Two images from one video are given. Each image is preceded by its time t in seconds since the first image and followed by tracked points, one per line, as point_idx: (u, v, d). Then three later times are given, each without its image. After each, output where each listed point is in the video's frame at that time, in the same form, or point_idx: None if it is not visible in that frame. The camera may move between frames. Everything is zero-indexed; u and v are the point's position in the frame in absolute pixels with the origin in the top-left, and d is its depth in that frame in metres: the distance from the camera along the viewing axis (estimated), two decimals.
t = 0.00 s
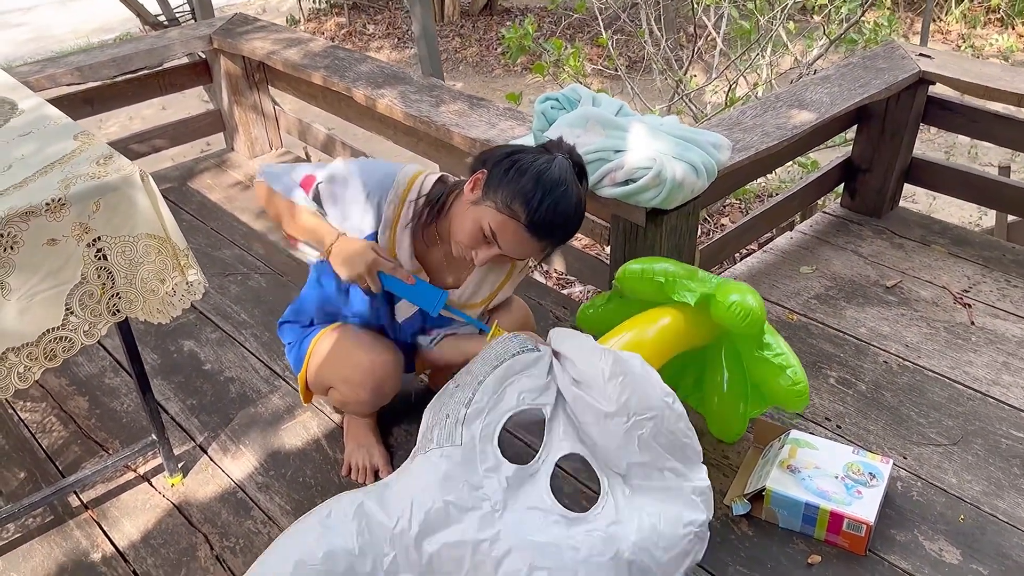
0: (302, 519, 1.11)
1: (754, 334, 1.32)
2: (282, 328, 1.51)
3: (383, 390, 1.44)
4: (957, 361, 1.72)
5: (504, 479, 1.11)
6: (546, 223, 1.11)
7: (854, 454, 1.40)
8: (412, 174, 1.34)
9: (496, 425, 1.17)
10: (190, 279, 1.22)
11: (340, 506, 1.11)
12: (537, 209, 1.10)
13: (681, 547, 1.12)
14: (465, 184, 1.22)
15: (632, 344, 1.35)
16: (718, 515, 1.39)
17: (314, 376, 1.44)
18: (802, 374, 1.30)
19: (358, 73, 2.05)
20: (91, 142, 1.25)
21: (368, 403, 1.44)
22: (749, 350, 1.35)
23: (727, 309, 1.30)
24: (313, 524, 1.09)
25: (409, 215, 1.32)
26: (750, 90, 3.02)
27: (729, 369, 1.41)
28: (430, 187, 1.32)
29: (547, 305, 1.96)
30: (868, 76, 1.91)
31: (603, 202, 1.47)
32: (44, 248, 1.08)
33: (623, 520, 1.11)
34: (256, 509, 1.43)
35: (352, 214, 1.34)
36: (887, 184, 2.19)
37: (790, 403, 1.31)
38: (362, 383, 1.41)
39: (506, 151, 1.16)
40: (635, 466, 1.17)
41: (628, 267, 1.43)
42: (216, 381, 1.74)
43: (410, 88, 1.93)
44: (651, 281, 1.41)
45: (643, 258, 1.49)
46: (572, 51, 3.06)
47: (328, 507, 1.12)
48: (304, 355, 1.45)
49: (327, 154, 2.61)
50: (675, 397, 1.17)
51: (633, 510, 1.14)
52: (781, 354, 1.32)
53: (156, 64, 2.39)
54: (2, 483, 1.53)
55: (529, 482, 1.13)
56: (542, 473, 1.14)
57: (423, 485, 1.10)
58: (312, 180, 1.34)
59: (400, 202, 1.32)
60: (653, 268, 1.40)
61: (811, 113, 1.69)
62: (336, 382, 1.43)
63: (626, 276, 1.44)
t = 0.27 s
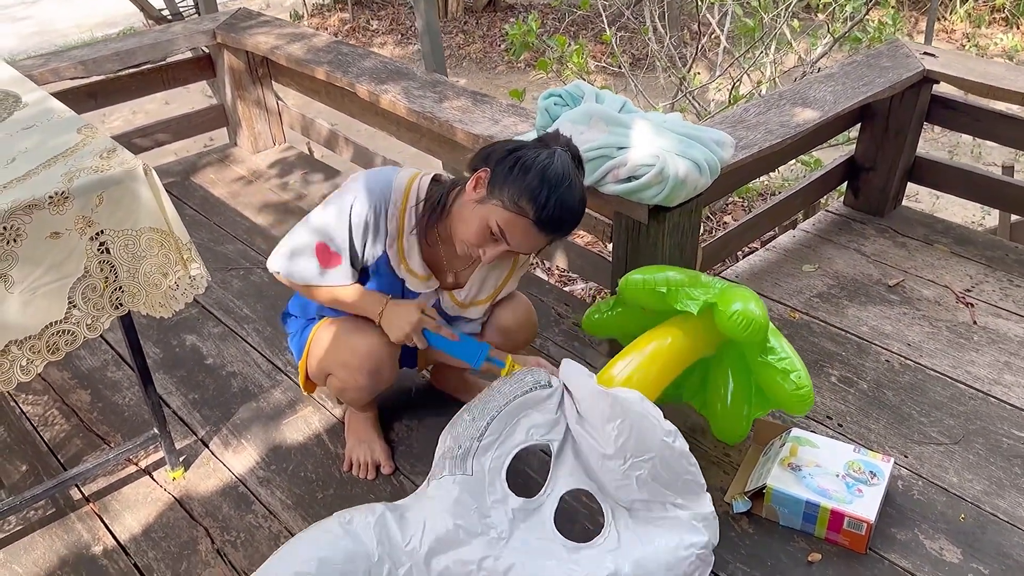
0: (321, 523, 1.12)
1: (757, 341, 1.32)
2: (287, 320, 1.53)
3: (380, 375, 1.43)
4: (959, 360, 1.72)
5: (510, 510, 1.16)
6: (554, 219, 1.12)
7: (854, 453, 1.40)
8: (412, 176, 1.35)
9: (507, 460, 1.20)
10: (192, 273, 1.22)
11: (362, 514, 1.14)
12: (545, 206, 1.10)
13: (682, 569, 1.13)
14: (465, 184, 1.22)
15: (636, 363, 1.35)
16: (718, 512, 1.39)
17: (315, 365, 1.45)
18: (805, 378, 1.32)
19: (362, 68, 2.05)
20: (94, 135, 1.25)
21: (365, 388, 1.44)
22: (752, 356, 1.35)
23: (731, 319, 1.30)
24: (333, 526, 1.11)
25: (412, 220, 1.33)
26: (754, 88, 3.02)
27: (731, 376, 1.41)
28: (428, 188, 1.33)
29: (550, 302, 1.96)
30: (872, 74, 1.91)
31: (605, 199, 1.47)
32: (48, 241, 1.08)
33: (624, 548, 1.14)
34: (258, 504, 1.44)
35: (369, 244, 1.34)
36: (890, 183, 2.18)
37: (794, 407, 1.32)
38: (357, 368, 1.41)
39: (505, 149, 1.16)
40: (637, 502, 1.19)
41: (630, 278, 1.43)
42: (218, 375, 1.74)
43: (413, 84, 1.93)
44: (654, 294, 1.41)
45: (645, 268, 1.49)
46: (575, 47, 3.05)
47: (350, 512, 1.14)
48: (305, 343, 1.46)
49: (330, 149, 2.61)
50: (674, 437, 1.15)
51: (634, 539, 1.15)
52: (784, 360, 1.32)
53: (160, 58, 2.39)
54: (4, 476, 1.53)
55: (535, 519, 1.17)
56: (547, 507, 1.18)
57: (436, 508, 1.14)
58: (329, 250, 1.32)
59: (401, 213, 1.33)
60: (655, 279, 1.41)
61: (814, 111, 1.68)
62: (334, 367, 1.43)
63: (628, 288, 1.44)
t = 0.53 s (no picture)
0: (299, 504, 1.13)
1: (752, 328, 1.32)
2: (286, 320, 1.52)
3: (388, 380, 1.43)
4: (960, 359, 1.72)
5: (492, 467, 1.13)
6: (546, 212, 1.11)
7: (853, 452, 1.40)
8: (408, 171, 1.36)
9: (488, 409, 1.17)
10: (191, 269, 1.22)
11: (338, 491, 1.13)
12: (536, 199, 1.10)
13: (667, 534, 1.13)
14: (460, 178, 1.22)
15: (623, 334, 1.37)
16: (717, 510, 1.39)
17: (318, 366, 1.44)
18: (799, 374, 1.31)
19: (363, 65, 2.05)
20: (94, 131, 1.24)
21: (372, 392, 1.44)
22: (747, 348, 1.35)
23: (725, 301, 1.30)
24: (311, 508, 1.11)
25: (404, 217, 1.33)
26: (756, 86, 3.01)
27: (729, 374, 1.40)
28: (425, 183, 1.34)
29: (550, 299, 1.96)
30: (874, 73, 1.91)
31: (605, 196, 1.47)
32: (47, 236, 1.08)
33: (609, 506, 1.13)
34: (257, 500, 1.44)
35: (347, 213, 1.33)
36: (892, 181, 2.18)
37: (788, 403, 1.32)
38: (366, 373, 1.40)
39: (498, 142, 1.16)
40: (625, 448, 1.18)
41: (628, 258, 1.43)
42: (217, 371, 1.74)
43: (414, 80, 1.93)
44: (650, 272, 1.41)
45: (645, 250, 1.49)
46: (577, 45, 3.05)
47: (326, 490, 1.14)
48: (308, 344, 1.45)
49: (331, 146, 2.61)
50: (667, 378, 1.18)
51: (621, 492, 1.15)
52: (779, 356, 1.32)
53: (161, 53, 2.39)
54: (3, 471, 1.53)
55: (519, 473, 1.14)
56: (531, 460, 1.15)
57: (412, 475, 1.13)
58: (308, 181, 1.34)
59: (394, 202, 1.34)
60: (653, 260, 1.40)
61: (816, 109, 1.68)
62: (340, 370, 1.42)
63: (625, 268, 1.44)
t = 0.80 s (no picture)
0: (315, 509, 1.11)
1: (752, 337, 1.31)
2: (287, 313, 1.52)
3: (381, 368, 1.43)
4: (958, 359, 1.71)
5: (501, 502, 1.13)
6: (543, 210, 1.11)
7: (851, 453, 1.40)
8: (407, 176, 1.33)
9: (500, 449, 1.17)
10: (189, 266, 1.22)
11: (355, 503, 1.13)
12: (534, 197, 1.10)
13: (668, 568, 1.11)
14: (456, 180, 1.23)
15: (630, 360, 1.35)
16: (715, 509, 1.39)
17: (313, 358, 1.45)
18: (800, 381, 1.31)
19: (362, 62, 2.04)
20: (92, 128, 1.24)
21: (366, 381, 1.44)
22: (747, 355, 1.34)
23: (725, 315, 1.29)
24: (327, 517, 1.10)
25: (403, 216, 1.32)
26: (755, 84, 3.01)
27: (727, 381, 1.40)
28: (421, 187, 1.33)
29: (548, 298, 1.95)
30: (873, 71, 1.90)
31: (603, 195, 1.47)
32: (45, 234, 1.07)
33: (613, 543, 1.12)
34: (254, 497, 1.44)
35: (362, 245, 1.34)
36: (891, 180, 2.18)
37: (788, 409, 1.31)
38: (358, 361, 1.40)
39: (492, 143, 1.16)
40: (628, 490, 1.17)
41: (628, 270, 1.42)
42: (215, 368, 1.74)
43: (413, 78, 1.93)
44: (650, 286, 1.40)
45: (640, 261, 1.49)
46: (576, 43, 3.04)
47: (343, 501, 1.13)
48: (305, 335, 1.45)
49: (330, 143, 2.60)
50: (669, 424, 1.15)
51: (625, 531, 1.14)
52: (777, 364, 1.31)
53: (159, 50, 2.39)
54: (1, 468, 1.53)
55: (527, 509, 1.14)
56: (540, 496, 1.15)
57: (427, 502, 1.12)
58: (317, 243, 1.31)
59: (394, 208, 1.32)
60: (652, 272, 1.40)
61: (815, 108, 1.68)
62: (335, 359, 1.42)
63: (626, 282, 1.43)
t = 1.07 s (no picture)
0: (299, 495, 1.14)
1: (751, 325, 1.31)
2: (285, 315, 1.52)
3: (382, 372, 1.43)
4: (958, 357, 1.71)
5: (483, 463, 1.12)
6: (536, 207, 1.11)
7: (850, 451, 1.40)
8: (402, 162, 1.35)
9: (480, 408, 1.17)
10: (188, 264, 1.22)
11: (338, 482, 1.15)
12: (526, 196, 1.10)
13: (656, 530, 1.12)
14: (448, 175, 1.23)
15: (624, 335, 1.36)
16: (714, 507, 1.39)
17: (313, 361, 1.44)
18: (798, 375, 1.30)
19: (361, 60, 2.04)
20: (91, 126, 1.24)
21: (366, 384, 1.44)
22: (745, 346, 1.34)
23: (724, 295, 1.30)
24: (311, 499, 1.12)
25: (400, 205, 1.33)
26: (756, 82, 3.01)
27: (726, 377, 1.40)
28: (421, 176, 1.33)
29: (548, 296, 1.95)
30: (873, 70, 1.90)
31: (602, 193, 1.47)
32: (44, 232, 1.07)
33: (600, 504, 1.12)
34: (253, 495, 1.44)
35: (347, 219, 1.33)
36: (891, 179, 2.17)
37: (785, 404, 1.31)
38: (360, 365, 1.40)
39: (483, 138, 1.15)
40: (619, 443, 1.17)
41: (628, 256, 1.43)
42: (215, 367, 1.74)
43: (413, 76, 1.92)
44: (650, 268, 1.41)
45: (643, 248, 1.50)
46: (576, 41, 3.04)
47: (326, 482, 1.15)
48: (304, 338, 1.45)
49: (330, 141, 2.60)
50: (662, 372, 1.18)
51: (612, 490, 1.14)
52: (775, 356, 1.31)
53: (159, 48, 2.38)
54: None
55: (511, 470, 1.13)
56: (522, 456, 1.14)
57: (407, 475, 1.13)
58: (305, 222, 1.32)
59: (389, 194, 1.33)
60: (653, 256, 1.40)
61: (815, 106, 1.68)
62: (335, 363, 1.42)
63: (626, 265, 1.44)
